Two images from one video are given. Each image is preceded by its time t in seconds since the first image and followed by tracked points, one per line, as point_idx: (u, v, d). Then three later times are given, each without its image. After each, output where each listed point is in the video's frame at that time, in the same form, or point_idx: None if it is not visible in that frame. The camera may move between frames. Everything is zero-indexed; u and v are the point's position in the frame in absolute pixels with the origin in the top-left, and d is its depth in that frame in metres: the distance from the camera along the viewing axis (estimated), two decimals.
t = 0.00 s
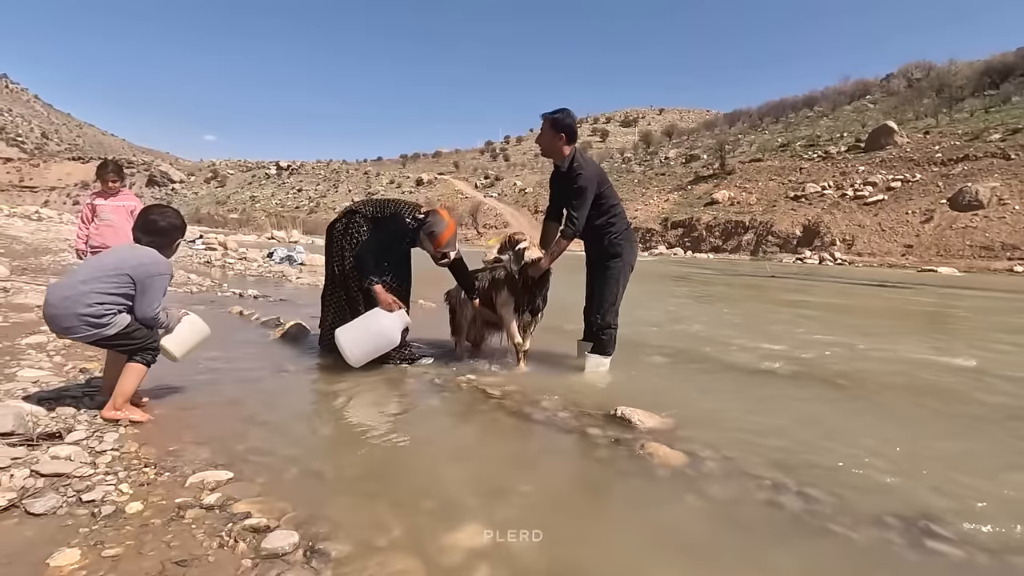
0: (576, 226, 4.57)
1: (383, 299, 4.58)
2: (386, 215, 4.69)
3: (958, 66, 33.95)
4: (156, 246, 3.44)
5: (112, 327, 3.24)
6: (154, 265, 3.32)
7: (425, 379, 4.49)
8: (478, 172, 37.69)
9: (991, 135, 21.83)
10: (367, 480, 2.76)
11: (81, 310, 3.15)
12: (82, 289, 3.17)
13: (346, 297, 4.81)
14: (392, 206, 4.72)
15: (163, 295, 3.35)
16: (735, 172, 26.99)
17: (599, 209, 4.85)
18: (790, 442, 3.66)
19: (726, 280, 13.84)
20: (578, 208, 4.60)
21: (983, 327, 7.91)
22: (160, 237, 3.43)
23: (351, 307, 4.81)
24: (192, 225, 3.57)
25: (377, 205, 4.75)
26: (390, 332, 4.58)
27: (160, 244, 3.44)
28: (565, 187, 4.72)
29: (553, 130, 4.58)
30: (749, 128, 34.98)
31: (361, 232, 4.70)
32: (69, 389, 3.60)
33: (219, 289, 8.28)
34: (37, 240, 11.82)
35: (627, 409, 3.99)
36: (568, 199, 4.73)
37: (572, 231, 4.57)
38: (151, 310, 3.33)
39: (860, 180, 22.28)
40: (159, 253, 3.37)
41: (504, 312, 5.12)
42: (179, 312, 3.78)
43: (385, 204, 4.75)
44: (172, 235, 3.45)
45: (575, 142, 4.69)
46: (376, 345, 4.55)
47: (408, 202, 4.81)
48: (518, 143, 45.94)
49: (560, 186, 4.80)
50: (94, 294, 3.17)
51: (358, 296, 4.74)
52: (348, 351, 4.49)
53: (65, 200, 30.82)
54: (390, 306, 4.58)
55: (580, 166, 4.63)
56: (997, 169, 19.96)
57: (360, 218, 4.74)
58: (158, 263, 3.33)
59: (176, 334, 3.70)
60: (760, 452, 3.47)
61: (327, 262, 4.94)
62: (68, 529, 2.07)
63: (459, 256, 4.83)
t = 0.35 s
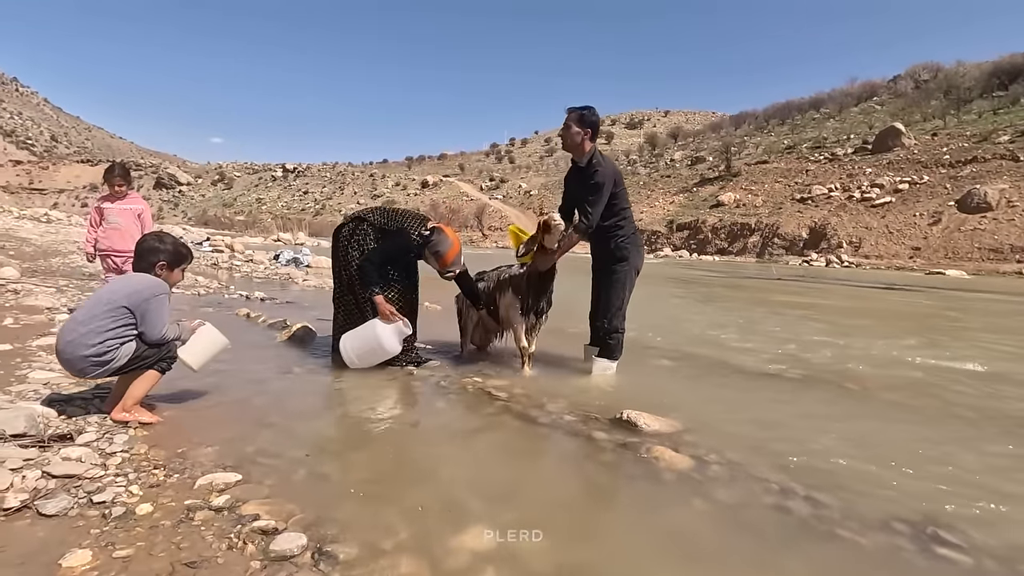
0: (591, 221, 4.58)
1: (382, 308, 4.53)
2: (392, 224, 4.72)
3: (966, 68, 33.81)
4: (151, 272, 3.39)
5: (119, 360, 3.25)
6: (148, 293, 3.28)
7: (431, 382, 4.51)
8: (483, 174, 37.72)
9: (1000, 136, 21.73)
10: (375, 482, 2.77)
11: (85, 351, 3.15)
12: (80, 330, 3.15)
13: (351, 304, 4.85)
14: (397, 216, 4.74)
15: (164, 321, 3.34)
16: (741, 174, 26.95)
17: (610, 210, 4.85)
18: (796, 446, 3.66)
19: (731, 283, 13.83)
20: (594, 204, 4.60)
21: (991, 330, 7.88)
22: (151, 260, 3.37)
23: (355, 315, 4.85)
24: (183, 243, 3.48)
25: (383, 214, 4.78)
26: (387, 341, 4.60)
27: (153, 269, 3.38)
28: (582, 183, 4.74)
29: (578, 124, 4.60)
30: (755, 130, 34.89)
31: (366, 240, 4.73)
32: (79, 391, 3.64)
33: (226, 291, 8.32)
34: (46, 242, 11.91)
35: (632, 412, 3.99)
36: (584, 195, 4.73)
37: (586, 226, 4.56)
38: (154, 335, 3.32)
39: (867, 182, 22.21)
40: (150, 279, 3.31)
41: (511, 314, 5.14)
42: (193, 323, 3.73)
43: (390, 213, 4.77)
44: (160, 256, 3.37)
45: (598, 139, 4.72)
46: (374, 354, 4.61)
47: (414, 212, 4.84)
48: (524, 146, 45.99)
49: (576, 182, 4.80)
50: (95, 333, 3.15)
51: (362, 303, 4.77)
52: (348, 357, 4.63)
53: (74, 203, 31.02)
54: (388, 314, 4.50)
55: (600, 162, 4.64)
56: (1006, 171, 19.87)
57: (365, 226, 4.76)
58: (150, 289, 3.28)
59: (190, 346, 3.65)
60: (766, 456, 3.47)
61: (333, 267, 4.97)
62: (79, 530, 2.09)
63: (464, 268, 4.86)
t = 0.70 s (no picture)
0: (606, 217, 4.71)
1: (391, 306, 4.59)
2: (397, 225, 4.73)
3: (974, 69, 33.66)
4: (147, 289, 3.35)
5: (137, 383, 3.29)
6: (149, 312, 3.26)
7: (436, 384, 4.52)
8: (488, 176, 37.75)
9: (1009, 138, 21.64)
10: (381, 484, 2.79)
11: (102, 381, 3.18)
12: (93, 361, 3.17)
13: (358, 306, 4.87)
14: (402, 216, 4.75)
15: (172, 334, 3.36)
16: (747, 176, 26.89)
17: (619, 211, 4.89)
18: (803, 450, 3.65)
19: (737, 285, 13.79)
20: (609, 201, 4.71)
21: (999, 334, 7.85)
22: (147, 278, 3.33)
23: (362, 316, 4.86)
24: (173, 255, 3.40)
25: (389, 216, 4.80)
26: (401, 341, 4.65)
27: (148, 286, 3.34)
28: (596, 181, 4.81)
29: (595, 119, 4.67)
30: (761, 132, 34.82)
31: (372, 242, 4.75)
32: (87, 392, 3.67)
33: (233, 293, 8.36)
34: (54, 244, 11.99)
35: (638, 416, 3.99)
36: (597, 194, 4.79)
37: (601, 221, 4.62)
38: (164, 351, 3.36)
39: (874, 185, 22.13)
40: (146, 297, 3.28)
41: (520, 316, 5.16)
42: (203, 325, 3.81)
43: (395, 214, 4.79)
44: (154, 274, 3.32)
45: (613, 139, 4.80)
46: (389, 356, 4.63)
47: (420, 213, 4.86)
48: (529, 148, 46.01)
49: (591, 180, 4.88)
50: (106, 363, 3.17)
51: (367, 306, 4.79)
52: (365, 365, 4.62)
53: (83, 205, 31.21)
54: (400, 313, 4.58)
55: (616, 160, 4.72)
56: (1015, 174, 19.77)
57: (371, 228, 4.79)
58: (150, 307, 3.27)
59: (202, 346, 3.77)
60: (772, 461, 3.47)
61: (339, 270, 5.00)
62: (89, 530, 2.11)
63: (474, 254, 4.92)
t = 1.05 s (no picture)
0: (618, 220, 4.76)
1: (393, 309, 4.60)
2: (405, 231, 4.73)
3: (980, 71, 33.55)
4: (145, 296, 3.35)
5: (146, 390, 3.31)
6: (149, 320, 3.27)
7: (440, 386, 4.53)
8: (493, 179, 37.76)
9: (1016, 141, 21.55)
10: (384, 486, 2.79)
11: (111, 391, 3.20)
12: (100, 371, 3.19)
13: (363, 309, 4.88)
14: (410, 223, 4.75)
15: (174, 340, 3.36)
16: (752, 179, 26.84)
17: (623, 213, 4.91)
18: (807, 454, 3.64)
19: (742, 288, 13.77)
20: (620, 203, 4.76)
21: (1005, 337, 7.82)
22: (144, 284, 3.33)
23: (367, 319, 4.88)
24: (171, 261, 3.42)
25: (396, 221, 4.79)
26: (403, 345, 4.64)
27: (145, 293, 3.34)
28: (603, 183, 4.83)
29: (601, 122, 4.69)
30: (767, 135, 34.75)
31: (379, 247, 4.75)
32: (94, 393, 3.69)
33: (238, 295, 8.40)
34: (62, 245, 12.07)
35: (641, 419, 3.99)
36: (605, 196, 4.82)
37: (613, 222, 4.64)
38: (169, 357, 3.36)
39: (880, 187, 22.06)
40: (146, 305, 3.29)
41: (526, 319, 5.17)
42: (211, 329, 3.84)
43: (403, 220, 4.78)
44: (150, 280, 3.33)
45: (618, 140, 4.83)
46: (392, 360, 4.63)
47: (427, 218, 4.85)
48: (534, 151, 46.04)
49: (597, 181, 4.90)
50: (113, 372, 3.19)
51: (371, 310, 4.80)
52: (368, 369, 4.62)
53: (90, 207, 31.33)
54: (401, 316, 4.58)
55: (623, 162, 4.76)
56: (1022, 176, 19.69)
57: (378, 233, 4.78)
58: (149, 315, 3.27)
59: (210, 351, 3.80)
60: (776, 464, 3.46)
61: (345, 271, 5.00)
62: (94, 531, 2.12)
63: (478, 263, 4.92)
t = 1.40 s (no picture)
0: (624, 225, 4.79)
1: (399, 311, 4.62)
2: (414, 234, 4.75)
3: (986, 73, 33.40)
4: (147, 301, 3.36)
5: (150, 395, 3.32)
6: (148, 326, 3.28)
7: (445, 389, 4.53)
8: (497, 181, 37.75)
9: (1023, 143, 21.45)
10: (389, 488, 2.80)
11: (116, 396, 3.22)
12: (105, 377, 3.23)
13: (372, 312, 4.90)
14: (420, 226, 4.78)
15: (174, 345, 3.36)
16: (756, 181, 26.77)
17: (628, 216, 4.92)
18: (814, 458, 3.62)
19: (746, 291, 13.75)
20: (627, 207, 4.79)
21: (1012, 340, 7.78)
22: (146, 289, 3.34)
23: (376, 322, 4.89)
24: (175, 266, 3.42)
25: (406, 225, 4.82)
26: (405, 348, 4.63)
27: (146, 297, 3.35)
28: (611, 187, 4.85)
29: (608, 125, 4.69)
30: (771, 137, 34.71)
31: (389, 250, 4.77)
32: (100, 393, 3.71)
33: (243, 296, 8.43)
34: (69, 247, 12.15)
35: (647, 421, 3.98)
36: (612, 200, 4.83)
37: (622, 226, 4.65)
38: (170, 362, 3.37)
39: (885, 189, 21.99)
40: (146, 311, 3.30)
41: (531, 322, 5.17)
42: (219, 335, 3.83)
43: (412, 223, 4.81)
44: (152, 285, 3.33)
45: (625, 142, 4.83)
46: (392, 362, 4.63)
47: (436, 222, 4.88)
48: (538, 153, 46.06)
49: (604, 182, 4.92)
50: (116, 376, 3.21)
51: (379, 312, 4.83)
52: (368, 369, 4.64)
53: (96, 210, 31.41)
54: (406, 319, 4.60)
55: (631, 165, 4.77)
56: None
57: (388, 235, 4.80)
58: (148, 320, 3.28)
59: (219, 355, 3.77)
60: (782, 468, 3.45)
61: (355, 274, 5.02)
62: (102, 531, 2.13)
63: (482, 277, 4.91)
